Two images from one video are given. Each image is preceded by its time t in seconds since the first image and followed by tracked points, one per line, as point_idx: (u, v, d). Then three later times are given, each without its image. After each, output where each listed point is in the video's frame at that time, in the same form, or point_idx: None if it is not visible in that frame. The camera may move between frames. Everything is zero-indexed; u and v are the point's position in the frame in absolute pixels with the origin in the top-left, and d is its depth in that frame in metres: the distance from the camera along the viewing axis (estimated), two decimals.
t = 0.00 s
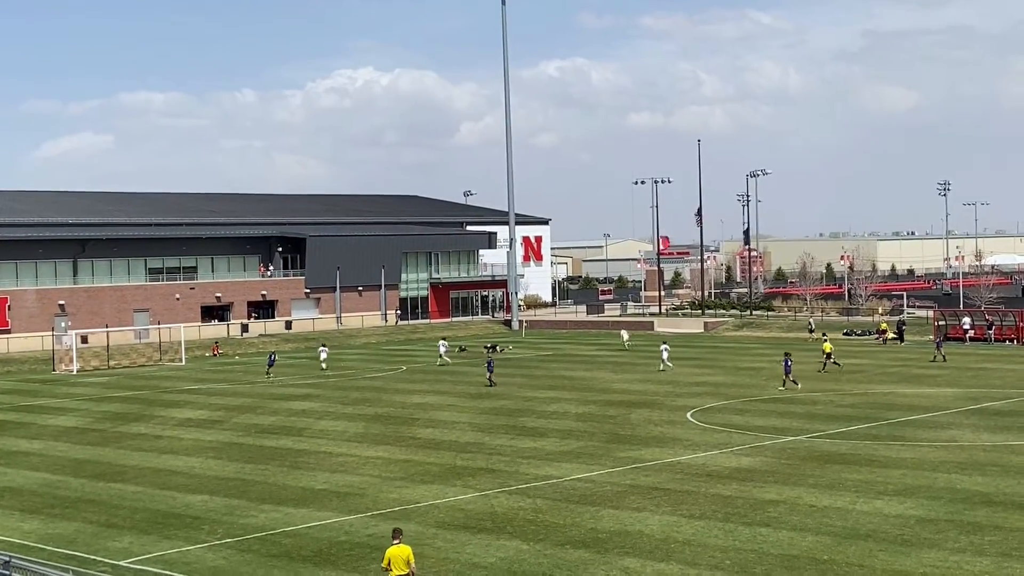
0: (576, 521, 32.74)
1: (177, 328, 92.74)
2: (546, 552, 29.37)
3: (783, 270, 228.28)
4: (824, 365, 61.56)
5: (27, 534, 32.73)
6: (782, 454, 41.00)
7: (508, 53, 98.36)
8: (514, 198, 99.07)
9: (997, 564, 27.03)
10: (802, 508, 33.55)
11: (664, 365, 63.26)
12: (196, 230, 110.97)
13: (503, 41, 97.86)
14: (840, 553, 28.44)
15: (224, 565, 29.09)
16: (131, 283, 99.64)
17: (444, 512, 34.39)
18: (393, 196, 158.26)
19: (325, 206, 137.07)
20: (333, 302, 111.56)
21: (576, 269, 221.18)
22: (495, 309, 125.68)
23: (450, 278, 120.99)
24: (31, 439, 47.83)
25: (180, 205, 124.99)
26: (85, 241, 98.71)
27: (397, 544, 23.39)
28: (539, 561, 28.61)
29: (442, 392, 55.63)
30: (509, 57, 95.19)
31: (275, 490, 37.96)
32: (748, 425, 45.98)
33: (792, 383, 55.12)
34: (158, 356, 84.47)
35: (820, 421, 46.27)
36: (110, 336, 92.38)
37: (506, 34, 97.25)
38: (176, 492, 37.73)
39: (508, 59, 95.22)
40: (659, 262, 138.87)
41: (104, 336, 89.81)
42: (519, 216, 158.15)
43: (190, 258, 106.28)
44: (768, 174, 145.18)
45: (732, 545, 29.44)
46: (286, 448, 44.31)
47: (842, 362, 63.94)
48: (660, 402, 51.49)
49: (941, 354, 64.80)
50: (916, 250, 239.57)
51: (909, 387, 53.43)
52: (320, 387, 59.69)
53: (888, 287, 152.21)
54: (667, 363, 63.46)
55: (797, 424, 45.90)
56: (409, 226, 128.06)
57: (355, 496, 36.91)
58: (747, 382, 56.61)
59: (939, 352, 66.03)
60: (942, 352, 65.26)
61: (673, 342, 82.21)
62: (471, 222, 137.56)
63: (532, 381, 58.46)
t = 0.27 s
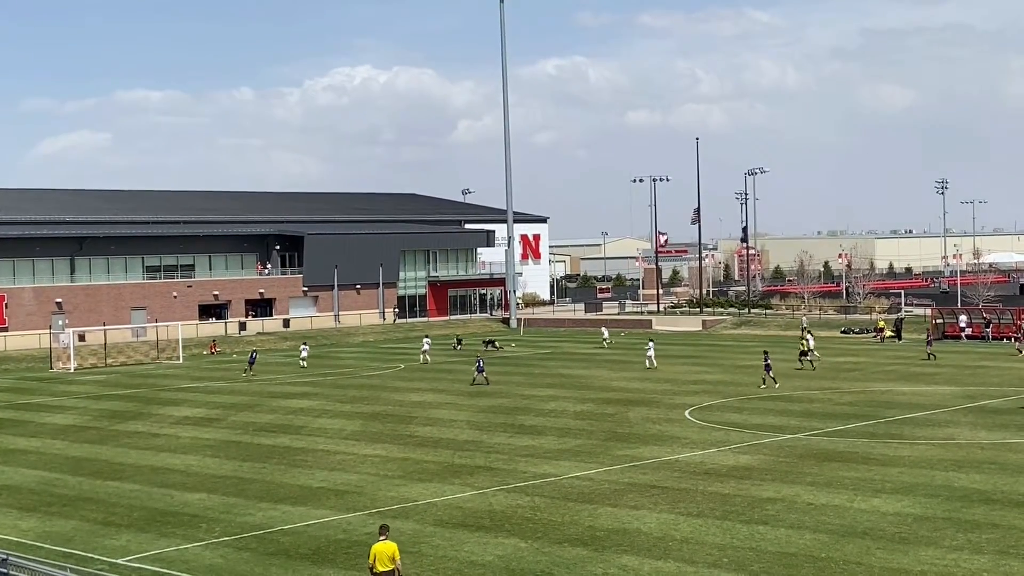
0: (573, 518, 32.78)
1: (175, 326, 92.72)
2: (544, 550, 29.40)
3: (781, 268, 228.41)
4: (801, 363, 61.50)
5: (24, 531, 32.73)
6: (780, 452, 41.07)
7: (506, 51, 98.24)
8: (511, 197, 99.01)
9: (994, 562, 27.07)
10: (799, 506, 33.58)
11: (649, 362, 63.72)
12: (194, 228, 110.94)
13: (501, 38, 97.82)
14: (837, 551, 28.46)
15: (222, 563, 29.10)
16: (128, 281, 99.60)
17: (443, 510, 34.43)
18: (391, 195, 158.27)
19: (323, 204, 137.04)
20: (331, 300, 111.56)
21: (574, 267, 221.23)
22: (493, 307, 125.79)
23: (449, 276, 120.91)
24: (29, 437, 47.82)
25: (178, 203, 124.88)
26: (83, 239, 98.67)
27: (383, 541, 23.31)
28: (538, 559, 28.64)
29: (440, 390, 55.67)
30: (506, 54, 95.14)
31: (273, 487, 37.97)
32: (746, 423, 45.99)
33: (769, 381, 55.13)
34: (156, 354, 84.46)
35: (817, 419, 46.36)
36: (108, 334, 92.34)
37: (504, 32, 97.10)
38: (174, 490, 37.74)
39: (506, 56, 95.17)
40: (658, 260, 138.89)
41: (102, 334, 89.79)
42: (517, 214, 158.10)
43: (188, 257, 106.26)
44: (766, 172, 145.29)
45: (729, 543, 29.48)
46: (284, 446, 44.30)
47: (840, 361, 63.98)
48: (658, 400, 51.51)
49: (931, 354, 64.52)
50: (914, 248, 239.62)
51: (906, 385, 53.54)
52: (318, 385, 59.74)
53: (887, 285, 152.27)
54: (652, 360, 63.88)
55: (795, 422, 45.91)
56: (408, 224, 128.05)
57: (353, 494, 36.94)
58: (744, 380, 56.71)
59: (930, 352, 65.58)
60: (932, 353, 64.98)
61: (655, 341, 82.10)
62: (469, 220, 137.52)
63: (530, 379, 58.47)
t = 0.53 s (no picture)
0: (572, 517, 32.78)
1: (174, 324, 92.67)
2: (544, 549, 29.41)
3: (780, 266, 228.59)
4: (783, 362, 61.33)
5: (23, 531, 32.70)
6: (779, 451, 41.09)
7: (506, 49, 98.16)
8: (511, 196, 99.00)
9: (993, 560, 27.10)
10: (799, 504, 33.59)
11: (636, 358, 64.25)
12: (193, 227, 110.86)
13: (500, 37, 97.84)
14: (836, 549, 28.48)
15: (221, 562, 29.07)
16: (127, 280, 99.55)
17: (442, 509, 34.43)
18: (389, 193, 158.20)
19: (322, 203, 136.97)
20: (330, 299, 111.56)
21: (573, 266, 221.28)
22: (492, 305, 125.77)
23: (448, 275, 120.86)
24: (27, 436, 47.76)
25: (176, 202, 124.79)
26: (82, 238, 98.60)
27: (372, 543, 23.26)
28: (537, 558, 28.64)
29: (439, 389, 55.66)
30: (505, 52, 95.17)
31: (272, 486, 37.98)
32: (745, 421, 46.02)
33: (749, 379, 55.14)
34: (155, 353, 84.40)
35: (816, 417, 46.37)
36: (106, 333, 92.27)
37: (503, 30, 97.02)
38: (173, 489, 37.70)
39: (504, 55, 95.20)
40: (657, 259, 138.98)
41: (101, 333, 89.73)
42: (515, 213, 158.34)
43: (186, 255, 106.18)
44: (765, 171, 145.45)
45: (729, 542, 29.49)
46: (283, 445, 44.29)
47: (839, 359, 64.01)
48: (657, 398, 51.53)
49: (922, 353, 64.19)
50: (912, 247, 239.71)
51: (905, 383, 53.61)
52: (317, 384, 59.71)
53: (885, 283, 152.39)
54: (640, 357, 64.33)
55: (794, 420, 45.93)
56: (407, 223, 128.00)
57: (352, 493, 36.93)
58: (743, 378, 56.75)
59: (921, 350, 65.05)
60: (923, 351, 64.66)
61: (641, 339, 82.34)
62: (468, 219, 137.54)
63: (528, 378, 58.49)
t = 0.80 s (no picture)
0: (573, 517, 32.76)
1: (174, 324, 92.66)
2: (543, 548, 29.40)
3: (781, 266, 228.50)
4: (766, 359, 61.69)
5: (23, 530, 32.68)
6: (780, 450, 41.07)
7: (506, 49, 98.12)
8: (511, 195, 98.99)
9: (994, 560, 27.07)
10: (799, 504, 33.59)
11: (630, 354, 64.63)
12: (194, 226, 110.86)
13: (500, 36, 97.82)
14: (836, 549, 28.47)
15: (221, 561, 29.05)
16: (128, 280, 99.57)
17: (442, 508, 34.42)
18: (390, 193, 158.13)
19: (322, 203, 136.90)
20: (330, 298, 111.56)
21: (573, 266, 221.21)
22: (492, 305, 125.74)
23: (448, 274, 120.80)
24: (28, 436, 47.73)
25: (176, 201, 124.78)
26: (82, 238, 98.60)
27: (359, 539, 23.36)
28: (537, 557, 28.62)
29: (439, 388, 55.62)
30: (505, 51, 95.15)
31: (273, 486, 37.98)
32: (745, 421, 46.01)
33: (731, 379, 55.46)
34: (155, 352, 84.38)
35: (816, 417, 46.34)
36: (107, 333, 92.26)
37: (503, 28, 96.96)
38: (174, 489, 37.69)
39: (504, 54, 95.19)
40: (657, 258, 138.91)
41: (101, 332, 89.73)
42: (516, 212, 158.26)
43: (187, 255, 106.16)
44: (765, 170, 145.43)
45: (729, 541, 29.47)
46: (284, 444, 44.29)
47: (839, 359, 63.99)
48: (657, 398, 51.52)
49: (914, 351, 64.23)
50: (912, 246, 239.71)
51: (905, 383, 53.57)
52: (317, 383, 59.69)
53: (886, 283, 152.30)
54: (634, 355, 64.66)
55: (794, 420, 45.92)
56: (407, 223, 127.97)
57: (352, 492, 36.91)
58: (744, 378, 56.70)
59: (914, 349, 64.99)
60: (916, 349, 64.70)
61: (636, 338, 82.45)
62: (468, 218, 137.54)
63: (528, 377, 58.48)
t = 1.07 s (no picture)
0: (575, 517, 32.76)
1: (177, 324, 92.71)
2: (546, 548, 29.41)
3: (783, 266, 228.36)
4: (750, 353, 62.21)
5: (26, 531, 32.72)
6: (782, 450, 41.07)
7: (508, 49, 98.05)
8: (514, 196, 99.00)
9: (997, 560, 27.05)
10: (802, 504, 33.56)
11: (628, 354, 64.90)
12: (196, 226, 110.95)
13: (503, 36, 97.75)
14: (839, 549, 28.45)
15: (224, 562, 29.06)
16: (130, 280, 99.66)
17: (445, 508, 34.42)
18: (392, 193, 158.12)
19: (324, 203, 136.96)
20: (332, 299, 111.64)
21: (575, 266, 221.33)
22: (494, 305, 125.68)
23: (450, 274, 120.77)
24: (30, 436, 47.78)
25: (179, 202, 124.86)
26: (85, 238, 98.71)
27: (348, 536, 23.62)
28: (539, 557, 28.62)
29: (442, 388, 55.65)
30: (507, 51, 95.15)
31: (275, 486, 38.03)
32: (748, 421, 46.03)
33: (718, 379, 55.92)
34: (158, 353, 84.44)
35: (819, 417, 46.30)
36: (110, 333, 92.35)
37: (506, 28, 96.93)
38: (176, 489, 37.73)
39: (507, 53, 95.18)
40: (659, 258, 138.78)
41: (104, 332, 89.82)
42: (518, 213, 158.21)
43: (189, 255, 106.25)
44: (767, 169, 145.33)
45: (732, 541, 29.47)
46: (286, 445, 44.32)
47: (842, 359, 63.97)
48: (659, 398, 51.54)
49: (910, 351, 64.29)
50: (915, 246, 239.60)
51: (909, 382, 53.55)
52: (320, 384, 59.73)
53: (888, 283, 152.08)
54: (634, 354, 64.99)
55: (797, 419, 45.91)
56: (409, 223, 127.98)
57: (355, 492, 36.93)
58: (747, 378, 56.68)
59: (910, 349, 64.95)
60: (912, 350, 64.75)
61: (635, 337, 82.60)
62: (470, 218, 137.57)
63: (531, 377, 58.50)
